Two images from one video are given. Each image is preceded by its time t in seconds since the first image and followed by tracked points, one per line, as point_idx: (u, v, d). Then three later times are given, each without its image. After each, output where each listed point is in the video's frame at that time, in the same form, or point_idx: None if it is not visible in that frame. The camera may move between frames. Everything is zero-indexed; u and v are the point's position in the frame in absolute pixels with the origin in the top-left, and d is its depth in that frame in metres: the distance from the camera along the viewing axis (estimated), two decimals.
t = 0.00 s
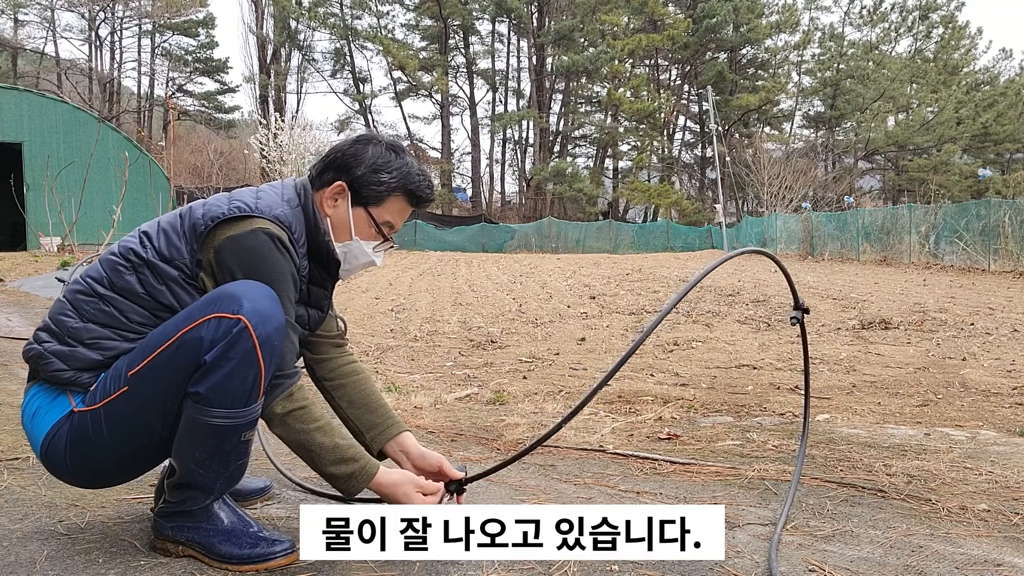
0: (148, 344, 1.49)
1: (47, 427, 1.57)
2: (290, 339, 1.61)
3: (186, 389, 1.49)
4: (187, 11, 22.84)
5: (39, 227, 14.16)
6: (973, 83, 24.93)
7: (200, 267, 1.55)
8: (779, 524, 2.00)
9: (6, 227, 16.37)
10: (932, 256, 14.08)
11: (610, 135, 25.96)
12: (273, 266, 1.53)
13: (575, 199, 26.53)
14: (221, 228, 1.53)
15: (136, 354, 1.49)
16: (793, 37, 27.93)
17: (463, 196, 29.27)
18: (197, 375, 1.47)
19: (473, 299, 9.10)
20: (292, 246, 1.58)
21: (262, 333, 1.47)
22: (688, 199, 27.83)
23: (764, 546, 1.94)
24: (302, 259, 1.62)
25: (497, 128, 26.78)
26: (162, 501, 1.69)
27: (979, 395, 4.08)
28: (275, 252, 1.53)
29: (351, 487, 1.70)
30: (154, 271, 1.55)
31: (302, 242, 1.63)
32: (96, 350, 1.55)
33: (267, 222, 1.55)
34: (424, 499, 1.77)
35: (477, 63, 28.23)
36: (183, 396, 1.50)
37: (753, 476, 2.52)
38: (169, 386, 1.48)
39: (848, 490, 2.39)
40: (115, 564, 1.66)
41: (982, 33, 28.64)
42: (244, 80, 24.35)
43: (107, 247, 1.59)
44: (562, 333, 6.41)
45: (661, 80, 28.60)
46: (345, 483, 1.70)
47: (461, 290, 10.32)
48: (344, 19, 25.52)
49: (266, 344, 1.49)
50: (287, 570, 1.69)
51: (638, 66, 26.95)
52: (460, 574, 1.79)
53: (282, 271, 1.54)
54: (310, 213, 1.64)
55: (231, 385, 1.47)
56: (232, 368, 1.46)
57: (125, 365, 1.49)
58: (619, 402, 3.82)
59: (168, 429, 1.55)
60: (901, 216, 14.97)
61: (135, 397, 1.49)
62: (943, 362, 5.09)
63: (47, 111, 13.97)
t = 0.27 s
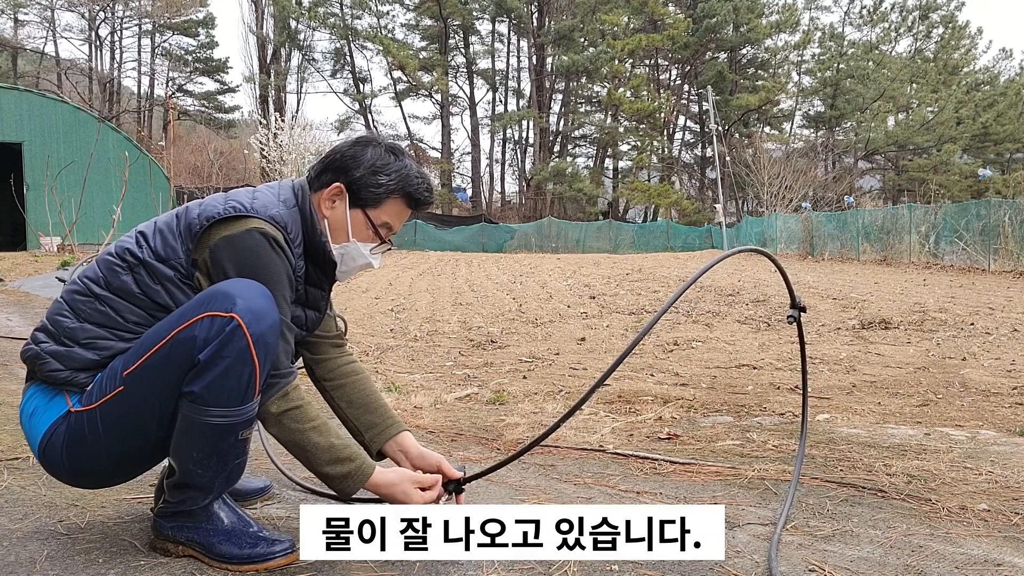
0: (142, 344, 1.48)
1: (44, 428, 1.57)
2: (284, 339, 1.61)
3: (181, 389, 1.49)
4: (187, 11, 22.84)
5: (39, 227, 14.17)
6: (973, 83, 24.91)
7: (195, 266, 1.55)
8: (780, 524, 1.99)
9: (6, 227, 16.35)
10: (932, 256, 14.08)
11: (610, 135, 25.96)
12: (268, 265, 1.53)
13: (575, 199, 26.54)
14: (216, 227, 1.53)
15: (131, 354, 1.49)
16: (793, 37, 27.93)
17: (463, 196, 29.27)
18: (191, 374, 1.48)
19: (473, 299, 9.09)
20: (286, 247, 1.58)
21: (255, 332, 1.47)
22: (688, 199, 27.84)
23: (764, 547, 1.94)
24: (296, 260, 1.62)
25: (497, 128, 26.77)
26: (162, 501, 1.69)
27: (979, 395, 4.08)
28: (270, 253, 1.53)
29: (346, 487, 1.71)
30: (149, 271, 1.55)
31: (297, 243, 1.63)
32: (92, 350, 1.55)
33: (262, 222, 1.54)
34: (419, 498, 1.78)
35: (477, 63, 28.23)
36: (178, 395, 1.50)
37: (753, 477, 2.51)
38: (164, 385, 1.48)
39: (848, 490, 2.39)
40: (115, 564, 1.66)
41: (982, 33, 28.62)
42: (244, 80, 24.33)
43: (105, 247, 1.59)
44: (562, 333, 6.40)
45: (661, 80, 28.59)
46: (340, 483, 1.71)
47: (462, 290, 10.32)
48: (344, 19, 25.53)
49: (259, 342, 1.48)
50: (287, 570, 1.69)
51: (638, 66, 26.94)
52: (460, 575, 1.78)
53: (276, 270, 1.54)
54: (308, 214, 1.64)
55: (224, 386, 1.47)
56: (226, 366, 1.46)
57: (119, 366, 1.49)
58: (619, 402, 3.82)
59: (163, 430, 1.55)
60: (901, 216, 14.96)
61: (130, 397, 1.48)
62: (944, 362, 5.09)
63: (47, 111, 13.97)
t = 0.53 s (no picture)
0: (140, 345, 1.48)
1: (43, 431, 1.57)
2: (281, 338, 1.62)
3: (179, 390, 1.49)
4: (187, 11, 22.83)
5: (39, 227, 14.17)
6: (973, 83, 24.89)
7: (191, 266, 1.55)
8: (780, 525, 2.00)
9: (6, 227, 16.35)
10: (932, 256, 14.08)
11: (610, 135, 25.96)
12: (264, 264, 1.53)
13: (575, 199, 26.55)
14: (212, 227, 1.53)
15: (128, 355, 1.49)
16: (793, 37, 27.93)
17: (463, 196, 29.28)
18: (189, 375, 1.47)
19: (473, 299, 9.09)
20: (283, 246, 1.58)
21: (253, 331, 1.47)
22: (688, 199, 27.83)
23: (764, 547, 1.94)
24: (292, 258, 1.62)
25: (497, 128, 26.77)
26: (162, 501, 1.69)
27: (979, 395, 4.08)
28: (267, 253, 1.54)
29: (350, 483, 1.69)
30: (145, 271, 1.55)
31: (294, 241, 1.63)
32: (89, 352, 1.55)
33: (257, 221, 1.55)
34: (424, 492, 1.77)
35: (477, 63, 28.22)
36: (176, 396, 1.50)
37: (753, 477, 2.51)
38: (162, 386, 1.48)
39: (848, 490, 2.39)
40: (115, 563, 1.66)
41: (982, 33, 28.61)
42: (244, 80, 24.31)
43: (101, 249, 1.59)
44: (562, 333, 6.40)
45: (661, 80, 28.58)
46: (345, 480, 1.70)
47: (461, 290, 10.32)
48: (344, 19, 25.53)
49: (257, 342, 1.48)
50: (287, 570, 1.70)
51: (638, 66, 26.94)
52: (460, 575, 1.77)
53: (273, 270, 1.54)
54: (304, 213, 1.64)
55: (222, 385, 1.47)
56: (224, 366, 1.46)
57: (118, 367, 1.49)
58: (619, 402, 3.82)
59: (163, 430, 1.54)
60: (901, 216, 14.96)
61: (128, 399, 1.49)
62: (944, 363, 5.09)
63: (47, 111, 13.97)
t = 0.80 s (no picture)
0: (140, 346, 1.48)
1: (43, 434, 1.56)
2: (284, 334, 1.61)
3: (179, 390, 1.49)
4: (187, 11, 22.83)
5: (39, 227, 14.17)
6: (973, 83, 24.87)
7: (189, 265, 1.55)
8: (780, 524, 2.00)
9: (6, 227, 16.34)
10: (932, 256, 14.08)
11: (610, 135, 25.97)
12: (263, 260, 1.53)
13: (575, 199, 26.56)
14: (211, 226, 1.53)
15: (128, 357, 1.49)
16: (793, 37, 27.95)
17: (463, 196, 29.29)
18: (190, 375, 1.48)
19: (473, 299, 9.10)
20: (281, 245, 1.58)
21: (254, 331, 1.46)
22: (688, 199, 27.84)
23: (764, 547, 1.94)
24: (291, 257, 1.62)
25: (497, 128, 26.77)
26: (163, 501, 1.69)
27: (979, 395, 4.08)
28: (264, 249, 1.53)
29: (364, 470, 1.69)
30: (144, 272, 1.55)
31: (293, 240, 1.62)
32: (89, 354, 1.55)
33: (255, 218, 1.54)
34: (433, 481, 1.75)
35: (477, 63, 28.23)
36: (177, 397, 1.50)
37: (753, 477, 2.51)
38: (162, 387, 1.49)
39: (848, 490, 2.39)
40: (115, 564, 1.66)
41: (982, 33, 28.62)
42: (245, 80, 24.31)
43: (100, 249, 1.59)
44: (562, 333, 6.40)
45: (661, 80, 28.59)
46: (358, 467, 1.69)
47: (461, 290, 10.32)
48: (344, 19, 25.55)
49: (257, 342, 1.48)
50: (287, 570, 1.70)
51: (638, 66, 26.97)
52: (460, 575, 1.76)
53: (272, 265, 1.54)
54: (300, 212, 1.64)
55: (223, 384, 1.47)
56: (225, 366, 1.46)
57: (117, 369, 1.49)
58: (619, 402, 3.83)
59: (163, 431, 1.54)
60: (901, 216, 14.97)
61: (128, 401, 1.48)
62: (944, 363, 5.09)
63: (47, 111, 13.97)
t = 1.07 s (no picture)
0: (137, 345, 1.48)
1: (42, 435, 1.57)
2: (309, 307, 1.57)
3: (175, 391, 1.49)
4: (187, 11, 22.82)
5: (39, 227, 14.17)
6: (973, 83, 24.82)
7: (188, 260, 1.55)
8: (780, 524, 1.99)
9: (6, 227, 16.33)
10: (932, 256, 14.07)
11: (610, 134, 25.97)
12: (270, 231, 1.53)
13: (575, 198, 26.57)
14: (209, 222, 1.53)
15: (125, 357, 1.49)
16: (793, 37, 27.95)
17: (463, 196, 29.31)
18: (185, 376, 1.47)
19: (473, 299, 9.10)
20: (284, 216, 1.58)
21: (248, 332, 1.45)
22: (688, 199, 27.84)
23: (764, 547, 1.94)
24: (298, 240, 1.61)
25: (497, 128, 26.77)
26: (162, 502, 1.69)
27: (979, 395, 4.08)
28: (266, 214, 1.54)
29: (380, 460, 1.60)
30: (141, 269, 1.55)
31: (298, 226, 1.62)
32: (87, 353, 1.55)
33: (259, 203, 1.55)
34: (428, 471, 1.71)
35: (477, 63, 28.23)
36: (173, 397, 1.50)
37: (753, 477, 2.51)
38: (157, 388, 1.48)
39: (848, 490, 2.39)
40: (115, 564, 1.66)
41: (982, 33, 28.60)
42: (245, 80, 24.30)
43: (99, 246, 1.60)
44: (562, 333, 6.40)
45: (661, 80, 28.58)
46: (375, 455, 1.60)
47: (461, 290, 10.32)
48: (344, 19, 25.54)
49: (252, 343, 1.46)
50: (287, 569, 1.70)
51: (638, 66, 26.96)
52: (461, 574, 1.76)
53: (277, 230, 1.54)
54: (307, 213, 1.64)
55: (220, 383, 1.47)
56: (220, 367, 1.46)
57: (115, 369, 1.49)
58: (619, 402, 3.83)
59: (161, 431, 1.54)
60: (901, 216, 14.96)
61: (124, 402, 1.48)
62: (944, 363, 5.09)
63: (47, 111, 13.97)
